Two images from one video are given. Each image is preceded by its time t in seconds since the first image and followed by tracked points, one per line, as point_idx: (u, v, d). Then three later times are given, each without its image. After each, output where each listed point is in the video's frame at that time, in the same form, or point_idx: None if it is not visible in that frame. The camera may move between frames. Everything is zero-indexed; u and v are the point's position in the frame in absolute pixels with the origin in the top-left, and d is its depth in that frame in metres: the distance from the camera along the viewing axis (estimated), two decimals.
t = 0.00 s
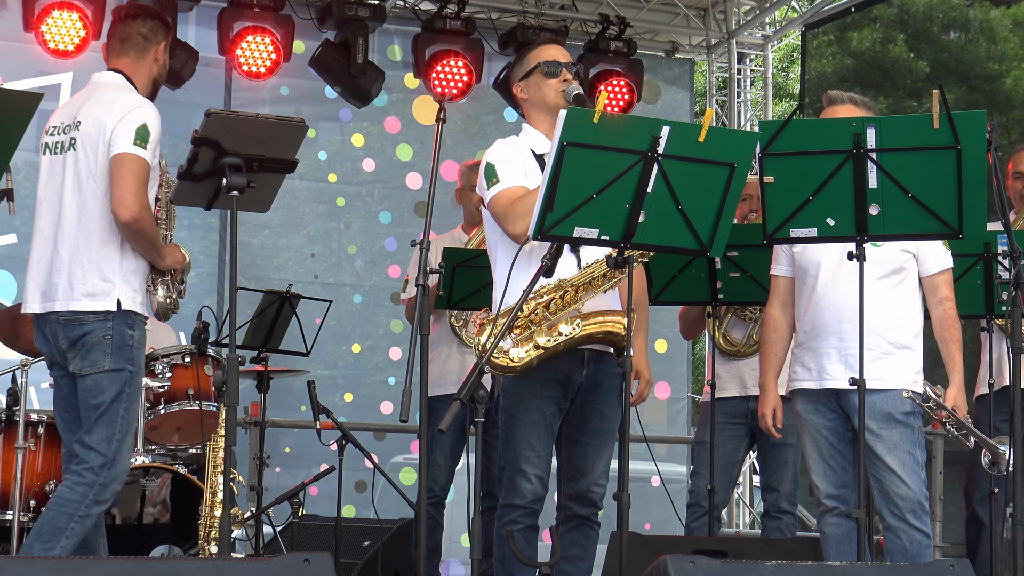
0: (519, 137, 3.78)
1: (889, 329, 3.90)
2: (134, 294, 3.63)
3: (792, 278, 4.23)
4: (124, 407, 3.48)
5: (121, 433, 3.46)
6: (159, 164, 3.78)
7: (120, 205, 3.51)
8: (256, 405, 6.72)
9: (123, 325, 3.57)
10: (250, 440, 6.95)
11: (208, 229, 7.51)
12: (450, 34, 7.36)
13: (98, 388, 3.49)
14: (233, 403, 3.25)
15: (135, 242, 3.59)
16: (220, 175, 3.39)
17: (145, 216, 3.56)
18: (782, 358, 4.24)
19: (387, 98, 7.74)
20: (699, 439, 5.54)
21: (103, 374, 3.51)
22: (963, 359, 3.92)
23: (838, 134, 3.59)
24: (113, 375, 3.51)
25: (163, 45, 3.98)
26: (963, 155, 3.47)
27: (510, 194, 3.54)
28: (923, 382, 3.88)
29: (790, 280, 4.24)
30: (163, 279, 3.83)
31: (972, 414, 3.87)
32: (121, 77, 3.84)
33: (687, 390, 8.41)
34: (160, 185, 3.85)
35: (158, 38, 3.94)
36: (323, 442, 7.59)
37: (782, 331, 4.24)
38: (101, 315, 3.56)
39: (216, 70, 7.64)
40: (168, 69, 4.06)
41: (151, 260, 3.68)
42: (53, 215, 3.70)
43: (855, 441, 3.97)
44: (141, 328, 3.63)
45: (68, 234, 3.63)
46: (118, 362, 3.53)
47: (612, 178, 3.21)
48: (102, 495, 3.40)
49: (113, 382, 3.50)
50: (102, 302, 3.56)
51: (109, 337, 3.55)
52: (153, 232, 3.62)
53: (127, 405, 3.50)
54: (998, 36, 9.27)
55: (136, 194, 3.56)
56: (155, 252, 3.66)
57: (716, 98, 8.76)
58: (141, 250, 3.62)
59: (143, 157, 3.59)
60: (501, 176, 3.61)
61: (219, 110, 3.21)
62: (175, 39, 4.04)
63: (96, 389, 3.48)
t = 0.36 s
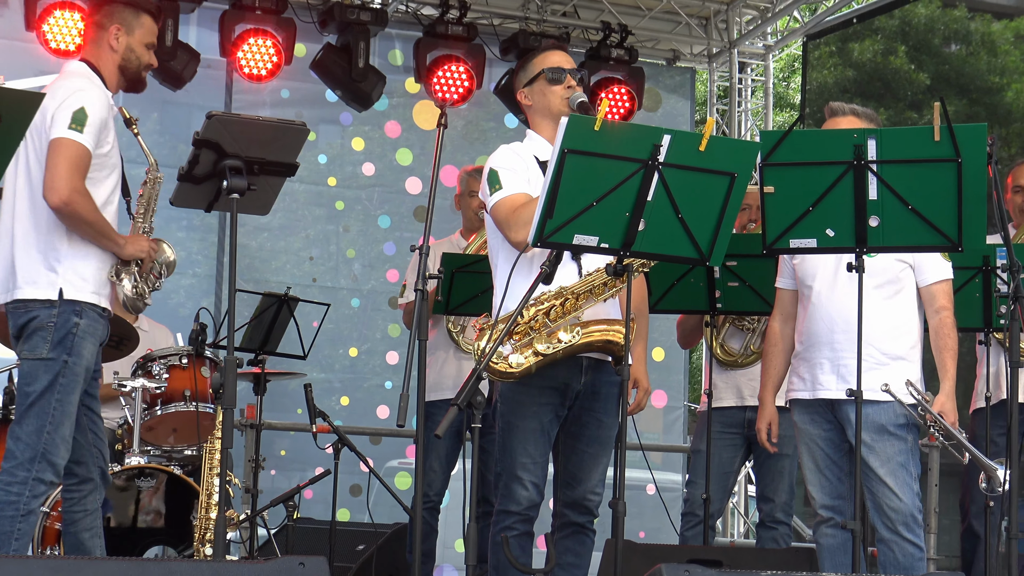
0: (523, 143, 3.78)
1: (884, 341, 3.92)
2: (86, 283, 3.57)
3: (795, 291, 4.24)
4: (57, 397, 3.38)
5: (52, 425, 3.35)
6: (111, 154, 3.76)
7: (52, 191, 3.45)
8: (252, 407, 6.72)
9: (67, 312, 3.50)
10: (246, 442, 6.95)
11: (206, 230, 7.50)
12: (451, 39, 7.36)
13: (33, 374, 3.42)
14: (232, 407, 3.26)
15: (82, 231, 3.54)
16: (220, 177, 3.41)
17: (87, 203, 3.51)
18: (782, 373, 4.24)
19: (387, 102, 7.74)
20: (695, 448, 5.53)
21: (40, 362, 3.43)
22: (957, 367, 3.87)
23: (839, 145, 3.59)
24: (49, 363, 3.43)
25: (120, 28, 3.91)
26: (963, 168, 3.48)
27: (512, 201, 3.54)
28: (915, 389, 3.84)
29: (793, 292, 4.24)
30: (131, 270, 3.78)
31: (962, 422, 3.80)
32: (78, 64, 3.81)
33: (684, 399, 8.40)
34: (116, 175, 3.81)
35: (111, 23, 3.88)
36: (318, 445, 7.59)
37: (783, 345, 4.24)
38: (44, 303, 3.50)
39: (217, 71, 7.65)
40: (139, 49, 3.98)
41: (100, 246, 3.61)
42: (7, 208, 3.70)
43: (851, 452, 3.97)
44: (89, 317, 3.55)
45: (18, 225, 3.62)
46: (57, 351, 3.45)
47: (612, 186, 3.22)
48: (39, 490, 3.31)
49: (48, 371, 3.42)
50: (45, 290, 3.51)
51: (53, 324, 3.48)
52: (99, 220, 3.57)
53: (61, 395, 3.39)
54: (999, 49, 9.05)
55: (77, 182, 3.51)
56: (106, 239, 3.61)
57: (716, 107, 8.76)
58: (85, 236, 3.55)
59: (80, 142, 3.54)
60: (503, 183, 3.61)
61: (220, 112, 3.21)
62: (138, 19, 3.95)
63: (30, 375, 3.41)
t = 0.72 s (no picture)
0: (527, 146, 3.79)
1: (886, 346, 3.92)
2: (44, 277, 3.47)
3: (796, 295, 4.25)
4: (24, 393, 3.32)
5: (25, 420, 3.32)
6: (67, 143, 3.57)
7: None
8: (251, 408, 6.72)
9: (28, 306, 3.42)
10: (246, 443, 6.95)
11: (207, 230, 7.51)
12: (454, 42, 7.36)
13: None
14: (233, 408, 3.26)
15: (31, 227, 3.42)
16: (223, 178, 3.41)
17: (29, 199, 3.38)
18: (784, 377, 4.25)
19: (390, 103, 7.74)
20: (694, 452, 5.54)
21: (4, 358, 3.36)
22: (956, 375, 3.89)
23: (841, 151, 3.60)
24: (14, 357, 3.36)
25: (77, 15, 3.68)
26: (964, 175, 3.48)
27: (517, 206, 3.54)
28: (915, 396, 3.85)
29: (795, 297, 4.25)
30: (100, 260, 3.61)
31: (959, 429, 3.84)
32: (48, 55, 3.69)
33: (683, 402, 8.41)
34: (80, 164, 3.62)
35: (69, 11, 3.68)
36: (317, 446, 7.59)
37: (785, 350, 4.25)
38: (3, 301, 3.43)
39: (219, 72, 7.66)
40: (100, 35, 3.71)
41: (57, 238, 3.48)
42: None
43: (851, 457, 3.97)
44: (52, 308, 3.46)
45: None
46: (20, 345, 3.36)
47: (614, 190, 3.22)
48: (20, 486, 3.30)
49: (13, 366, 3.35)
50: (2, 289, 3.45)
51: (15, 319, 3.40)
52: (46, 214, 3.42)
53: (28, 390, 3.33)
54: (1001, 56, 9.00)
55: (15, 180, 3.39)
56: (60, 231, 3.46)
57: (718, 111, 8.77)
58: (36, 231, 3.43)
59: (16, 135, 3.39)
60: (507, 187, 3.62)
61: (224, 114, 3.23)
62: (95, 4, 3.68)
63: None
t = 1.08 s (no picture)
0: (526, 153, 3.78)
1: (899, 350, 3.90)
2: (30, 291, 3.49)
3: (797, 296, 4.23)
4: (13, 403, 3.36)
5: (14, 430, 3.35)
6: (49, 159, 3.54)
7: None
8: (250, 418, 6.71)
9: (13, 318, 3.46)
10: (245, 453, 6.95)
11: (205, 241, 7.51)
12: (449, 50, 7.36)
13: None
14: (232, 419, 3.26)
15: (12, 246, 3.43)
16: (219, 189, 3.40)
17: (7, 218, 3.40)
18: (782, 378, 4.22)
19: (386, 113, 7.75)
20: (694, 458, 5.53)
21: None
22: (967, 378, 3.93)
23: (837, 154, 3.60)
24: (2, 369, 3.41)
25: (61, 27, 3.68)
26: (961, 177, 3.49)
27: (517, 217, 3.55)
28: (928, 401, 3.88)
29: (795, 299, 4.23)
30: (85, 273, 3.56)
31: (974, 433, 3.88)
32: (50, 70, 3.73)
33: (682, 408, 8.41)
34: (68, 178, 3.59)
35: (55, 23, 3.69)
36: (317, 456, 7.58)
37: (785, 350, 4.23)
38: None
39: (215, 83, 7.67)
40: (81, 46, 3.67)
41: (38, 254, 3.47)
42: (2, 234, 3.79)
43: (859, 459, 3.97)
44: (36, 318, 3.47)
45: None
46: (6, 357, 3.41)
47: (610, 197, 3.22)
48: (16, 497, 3.32)
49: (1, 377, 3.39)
50: None
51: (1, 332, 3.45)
52: (23, 230, 3.41)
53: (16, 400, 3.37)
54: (995, 59, 8.99)
55: None
56: (40, 247, 3.45)
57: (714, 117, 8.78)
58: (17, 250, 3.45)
59: None
60: (507, 198, 3.62)
61: (220, 124, 3.23)
62: (74, 14, 3.66)
63: None
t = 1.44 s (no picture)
0: (518, 166, 3.79)
1: (920, 357, 3.92)
2: (44, 304, 3.53)
3: (809, 298, 4.18)
4: (30, 416, 3.40)
5: (32, 443, 3.38)
6: (68, 171, 3.60)
7: None
8: (248, 429, 6.70)
9: (27, 334, 3.50)
10: (242, 464, 6.94)
11: (200, 252, 7.51)
12: (443, 59, 7.36)
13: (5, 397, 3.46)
14: (226, 430, 3.25)
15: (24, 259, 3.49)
16: (213, 201, 3.40)
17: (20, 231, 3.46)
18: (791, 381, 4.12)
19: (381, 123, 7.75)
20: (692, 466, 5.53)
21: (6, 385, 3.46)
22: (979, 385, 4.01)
23: (830, 161, 3.60)
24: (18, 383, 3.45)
25: (99, 42, 3.75)
26: (955, 183, 3.50)
27: (505, 233, 3.56)
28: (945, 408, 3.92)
29: (806, 300, 4.18)
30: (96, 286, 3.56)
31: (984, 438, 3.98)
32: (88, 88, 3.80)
33: (680, 416, 8.39)
34: (88, 189, 3.63)
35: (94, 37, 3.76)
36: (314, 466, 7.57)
37: (794, 351, 4.14)
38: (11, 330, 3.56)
39: (211, 94, 7.71)
40: (113, 60, 3.70)
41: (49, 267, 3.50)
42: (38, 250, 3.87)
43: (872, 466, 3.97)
44: (47, 334, 3.51)
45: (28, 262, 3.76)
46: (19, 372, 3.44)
47: (603, 206, 3.22)
48: (31, 509, 3.34)
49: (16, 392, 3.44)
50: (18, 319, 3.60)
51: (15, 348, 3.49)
52: (37, 244, 3.47)
53: (32, 414, 3.41)
54: (990, 65, 8.96)
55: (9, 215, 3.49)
56: (51, 259, 3.48)
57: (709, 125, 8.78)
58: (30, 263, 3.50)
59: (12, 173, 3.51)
60: (496, 213, 3.62)
61: (213, 135, 3.26)
62: (109, 28, 3.71)
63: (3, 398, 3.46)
